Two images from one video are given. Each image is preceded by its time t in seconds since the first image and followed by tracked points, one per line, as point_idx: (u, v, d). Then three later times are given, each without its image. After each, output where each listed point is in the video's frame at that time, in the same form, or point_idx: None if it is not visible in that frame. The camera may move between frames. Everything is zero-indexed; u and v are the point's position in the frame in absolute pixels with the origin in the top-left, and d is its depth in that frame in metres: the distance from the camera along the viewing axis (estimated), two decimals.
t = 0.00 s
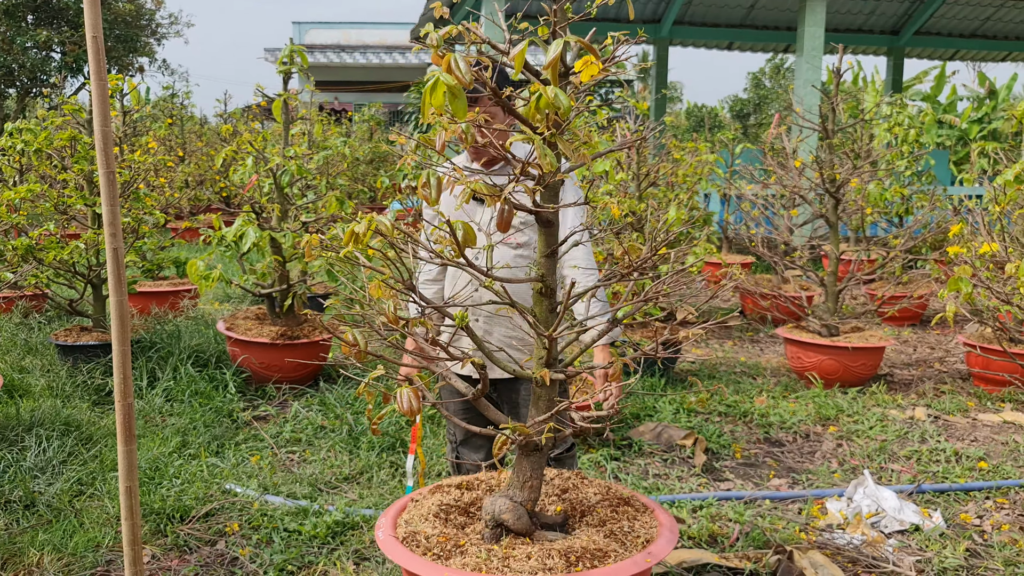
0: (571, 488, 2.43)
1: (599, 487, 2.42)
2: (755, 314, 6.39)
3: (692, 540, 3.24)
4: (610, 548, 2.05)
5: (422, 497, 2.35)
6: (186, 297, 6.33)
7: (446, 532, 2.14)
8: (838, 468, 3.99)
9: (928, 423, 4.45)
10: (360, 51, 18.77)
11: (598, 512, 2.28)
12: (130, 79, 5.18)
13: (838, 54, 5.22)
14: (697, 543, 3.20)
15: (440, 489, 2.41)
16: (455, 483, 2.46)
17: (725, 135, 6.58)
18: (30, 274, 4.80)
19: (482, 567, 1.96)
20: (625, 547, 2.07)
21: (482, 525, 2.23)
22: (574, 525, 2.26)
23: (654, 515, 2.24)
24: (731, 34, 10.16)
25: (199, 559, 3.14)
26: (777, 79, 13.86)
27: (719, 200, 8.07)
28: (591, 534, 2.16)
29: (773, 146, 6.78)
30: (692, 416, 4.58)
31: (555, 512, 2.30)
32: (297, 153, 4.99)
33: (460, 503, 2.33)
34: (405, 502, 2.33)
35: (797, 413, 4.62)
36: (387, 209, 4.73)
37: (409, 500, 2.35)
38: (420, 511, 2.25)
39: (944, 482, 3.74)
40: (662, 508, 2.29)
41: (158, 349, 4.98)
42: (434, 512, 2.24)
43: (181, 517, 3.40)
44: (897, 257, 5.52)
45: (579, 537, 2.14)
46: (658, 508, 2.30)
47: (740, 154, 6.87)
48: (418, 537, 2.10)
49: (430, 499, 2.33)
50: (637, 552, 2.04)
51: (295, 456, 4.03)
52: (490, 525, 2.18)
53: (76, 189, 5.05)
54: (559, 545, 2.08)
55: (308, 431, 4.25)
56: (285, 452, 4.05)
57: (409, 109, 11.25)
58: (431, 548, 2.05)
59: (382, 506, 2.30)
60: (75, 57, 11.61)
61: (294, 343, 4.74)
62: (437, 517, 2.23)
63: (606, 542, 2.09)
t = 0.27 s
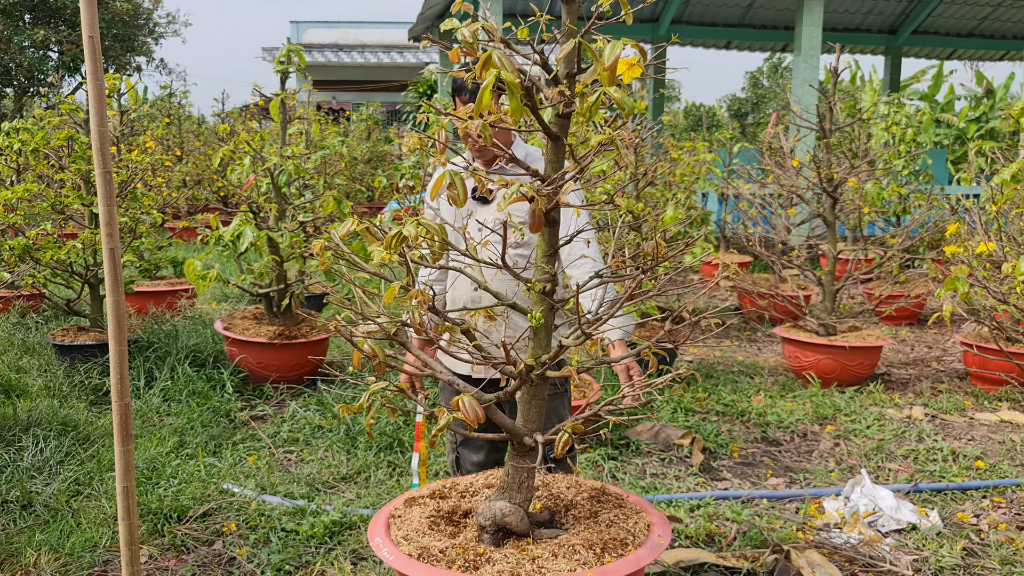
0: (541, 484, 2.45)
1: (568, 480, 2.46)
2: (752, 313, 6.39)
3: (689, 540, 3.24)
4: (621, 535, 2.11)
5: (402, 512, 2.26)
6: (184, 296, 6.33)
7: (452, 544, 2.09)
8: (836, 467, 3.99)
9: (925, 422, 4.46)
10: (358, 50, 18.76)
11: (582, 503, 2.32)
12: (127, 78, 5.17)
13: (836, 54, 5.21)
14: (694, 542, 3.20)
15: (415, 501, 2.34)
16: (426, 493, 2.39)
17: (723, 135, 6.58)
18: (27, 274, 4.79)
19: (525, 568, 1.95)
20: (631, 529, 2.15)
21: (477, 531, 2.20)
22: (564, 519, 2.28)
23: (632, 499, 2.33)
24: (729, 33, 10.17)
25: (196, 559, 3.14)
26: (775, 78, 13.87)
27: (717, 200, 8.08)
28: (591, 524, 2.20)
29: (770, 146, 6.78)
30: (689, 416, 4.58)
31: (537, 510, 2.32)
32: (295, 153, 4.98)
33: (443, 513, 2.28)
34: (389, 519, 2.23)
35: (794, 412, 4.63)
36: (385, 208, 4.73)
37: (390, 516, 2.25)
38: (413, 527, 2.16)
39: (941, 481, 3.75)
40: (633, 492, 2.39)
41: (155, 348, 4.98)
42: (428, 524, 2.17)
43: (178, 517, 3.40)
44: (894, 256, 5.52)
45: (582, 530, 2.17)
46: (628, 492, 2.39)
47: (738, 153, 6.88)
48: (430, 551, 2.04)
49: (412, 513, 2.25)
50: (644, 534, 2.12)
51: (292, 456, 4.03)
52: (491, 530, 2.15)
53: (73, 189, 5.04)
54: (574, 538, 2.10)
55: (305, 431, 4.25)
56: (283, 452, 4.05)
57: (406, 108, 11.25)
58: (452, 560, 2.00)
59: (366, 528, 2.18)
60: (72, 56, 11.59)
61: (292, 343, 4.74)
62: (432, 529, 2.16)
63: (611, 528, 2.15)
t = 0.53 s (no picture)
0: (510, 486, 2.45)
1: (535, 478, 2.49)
2: (750, 312, 6.39)
3: (687, 539, 3.24)
4: (620, 523, 2.19)
5: (395, 529, 2.16)
6: (181, 296, 6.32)
7: (469, 556, 2.04)
8: (833, 466, 4.00)
9: (923, 421, 4.46)
10: (355, 50, 18.76)
11: (561, 497, 2.37)
12: (125, 78, 5.16)
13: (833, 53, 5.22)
14: (692, 541, 3.20)
15: (398, 518, 2.24)
16: (402, 507, 2.30)
17: (721, 134, 6.58)
18: (24, 273, 4.78)
19: (563, 567, 1.96)
20: (624, 516, 2.24)
21: (476, 539, 2.17)
22: (550, 515, 2.30)
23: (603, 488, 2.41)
24: (727, 32, 10.17)
25: (194, 559, 3.14)
26: (773, 77, 13.88)
27: (714, 199, 8.08)
28: (582, 517, 2.25)
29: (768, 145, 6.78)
30: (687, 415, 4.58)
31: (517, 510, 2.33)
32: (293, 152, 4.98)
33: (433, 526, 2.21)
34: (385, 537, 2.12)
35: (792, 411, 4.63)
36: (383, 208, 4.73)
37: (386, 534, 2.14)
38: (418, 545, 2.08)
39: (938, 480, 3.75)
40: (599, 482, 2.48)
41: (153, 348, 4.97)
42: (430, 538, 2.11)
43: (176, 516, 3.40)
44: (892, 255, 5.53)
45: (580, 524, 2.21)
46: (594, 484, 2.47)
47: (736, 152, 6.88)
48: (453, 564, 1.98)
49: (406, 530, 2.16)
50: (639, 520, 2.22)
51: (290, 456, 4.02)
52: (496, 534, 2.13)
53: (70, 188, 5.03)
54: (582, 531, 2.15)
55: (303, 431, 4.25)
56: (280, 451, 4.05)
57: (404, 108, 11.24)
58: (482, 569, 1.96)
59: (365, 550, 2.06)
60: (69, 56, 11.57)
61: (289, 343, 4.74)
62: (434, 543, 2.10)
63: (605, 517, 2.23)
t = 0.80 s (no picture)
0: (481, 486, 2.43)
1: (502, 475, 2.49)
2: (748, 311, 6.39)
3: (685, 537, 3.24)
4: (613, 509, 2.28)
5: (406, 546, 2.07)
6: (178, 295, 6.32)
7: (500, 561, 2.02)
8: (831, 464, 4.00)
9: (920, 420, 4.46)
10: (353, 48, 18.74)
11: (541, 490, 2.40)
12: (122, 76, 5.16)
13: (830, 51, 5.22)
14: (690, 540, 3.21)
15: (397, 534, 2.14)
16: (392, 522, 2.21)
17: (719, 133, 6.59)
18: (22, 273, 4.77)
19: (599, 556, 2.01)
20: (610, 502, 2.33)
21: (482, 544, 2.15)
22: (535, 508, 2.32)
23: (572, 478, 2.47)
24: (725, 31, 10.17)
25: (192, 558, 3.14)
26: (771, 76, 13.88)
27: (712, 198, 8.08)
28: (571, 507, 2.29)
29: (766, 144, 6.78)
30: (685, 414, 4.58)
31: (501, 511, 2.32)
32: (290, 151, 4.97)
33: (438, 538, 2.15)
34: (401, 555, 2.04)
35: (790, 410, 4.63)
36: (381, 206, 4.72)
37: (399, 551, 2.05)
38: (441, 559, 2.02)
39: (936, 479, 3.76)
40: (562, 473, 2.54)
41: (150, 347, 4.96)
42: (445, 552, 2.05)
43: (174, 515, 3.40)
44: (890, 254, 5.53)
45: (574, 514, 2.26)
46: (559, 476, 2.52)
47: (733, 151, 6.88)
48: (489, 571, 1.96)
49: (415, 547, 2.08)
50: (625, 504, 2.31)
51: (288, 455, 4.02)
52: (506, 535, 2.12)
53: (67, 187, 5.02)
54: (586, 521, 2.20)
55: (301, 430, 4.25)
56: (278, 450, 4.05)
57: (402, 107, 11.24)
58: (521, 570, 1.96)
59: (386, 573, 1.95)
60: (67, 54, 11.55)
61: (287, 342, 4.74)
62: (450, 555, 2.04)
63: (593, 505, 2.30)
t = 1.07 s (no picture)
0: (460, 493, 2.40)
1: (476, 479, 2.47)
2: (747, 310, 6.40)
3: (683, 535, 3.25)
4: (597, 496, 2.36)
5: (432, 561, 2.01)
6: (177, 294, 6.32)
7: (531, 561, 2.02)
8: (830, 463, 4.01)
9: (919, 418, 4.47)
10: (352, 47, 18.73)
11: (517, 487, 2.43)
12: (121, 75, 5.15)
13: (829, 50, 5.22)
14: (688, 538, 3.21)
15: (413, 550, 2.07)
16: (398, 538, 2.13)
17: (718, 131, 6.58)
18: (20, 271, 4.77)
19: (625, 542, 2.08)
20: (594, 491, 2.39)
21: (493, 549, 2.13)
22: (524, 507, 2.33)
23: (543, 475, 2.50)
24: (724, 29, 10.17)
25: (190, 556, 3.14)
26: (769, 75, 13.88)
27: (710, 197, 8.09)
28: (556, 503, 2.34)
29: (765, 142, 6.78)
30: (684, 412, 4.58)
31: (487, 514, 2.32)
32: (289, 150, 4.96)
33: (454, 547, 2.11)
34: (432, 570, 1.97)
35: (789, 408, 4.64)
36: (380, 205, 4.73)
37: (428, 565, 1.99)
38: (474, 567, 1.98)
39: (934, 476, 3.76)
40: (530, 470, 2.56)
41: (149, 346, 4.96)
42: (470, 561, 2.02)
43: (172, 514, 3.40)
44: (888, 252, 5.53)
45: (561, 509, 2.30)
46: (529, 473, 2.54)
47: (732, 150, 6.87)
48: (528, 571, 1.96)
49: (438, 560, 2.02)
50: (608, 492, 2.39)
51: (287, 453, 4.02)
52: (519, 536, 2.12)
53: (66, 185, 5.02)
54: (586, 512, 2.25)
55: (300, 428, 4.25)
56: (277, 449, 4.05)
57: (401, 105, 11.23)
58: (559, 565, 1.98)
59: None
60: (65, 53, 11.53)
61: (286, 340, 4.74)
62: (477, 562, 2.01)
63: (581, 497, 2.35)
